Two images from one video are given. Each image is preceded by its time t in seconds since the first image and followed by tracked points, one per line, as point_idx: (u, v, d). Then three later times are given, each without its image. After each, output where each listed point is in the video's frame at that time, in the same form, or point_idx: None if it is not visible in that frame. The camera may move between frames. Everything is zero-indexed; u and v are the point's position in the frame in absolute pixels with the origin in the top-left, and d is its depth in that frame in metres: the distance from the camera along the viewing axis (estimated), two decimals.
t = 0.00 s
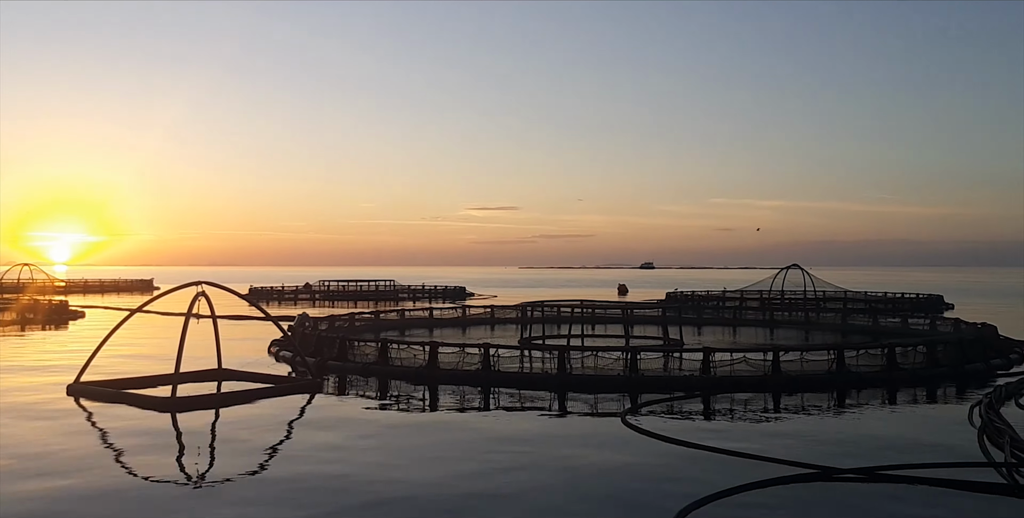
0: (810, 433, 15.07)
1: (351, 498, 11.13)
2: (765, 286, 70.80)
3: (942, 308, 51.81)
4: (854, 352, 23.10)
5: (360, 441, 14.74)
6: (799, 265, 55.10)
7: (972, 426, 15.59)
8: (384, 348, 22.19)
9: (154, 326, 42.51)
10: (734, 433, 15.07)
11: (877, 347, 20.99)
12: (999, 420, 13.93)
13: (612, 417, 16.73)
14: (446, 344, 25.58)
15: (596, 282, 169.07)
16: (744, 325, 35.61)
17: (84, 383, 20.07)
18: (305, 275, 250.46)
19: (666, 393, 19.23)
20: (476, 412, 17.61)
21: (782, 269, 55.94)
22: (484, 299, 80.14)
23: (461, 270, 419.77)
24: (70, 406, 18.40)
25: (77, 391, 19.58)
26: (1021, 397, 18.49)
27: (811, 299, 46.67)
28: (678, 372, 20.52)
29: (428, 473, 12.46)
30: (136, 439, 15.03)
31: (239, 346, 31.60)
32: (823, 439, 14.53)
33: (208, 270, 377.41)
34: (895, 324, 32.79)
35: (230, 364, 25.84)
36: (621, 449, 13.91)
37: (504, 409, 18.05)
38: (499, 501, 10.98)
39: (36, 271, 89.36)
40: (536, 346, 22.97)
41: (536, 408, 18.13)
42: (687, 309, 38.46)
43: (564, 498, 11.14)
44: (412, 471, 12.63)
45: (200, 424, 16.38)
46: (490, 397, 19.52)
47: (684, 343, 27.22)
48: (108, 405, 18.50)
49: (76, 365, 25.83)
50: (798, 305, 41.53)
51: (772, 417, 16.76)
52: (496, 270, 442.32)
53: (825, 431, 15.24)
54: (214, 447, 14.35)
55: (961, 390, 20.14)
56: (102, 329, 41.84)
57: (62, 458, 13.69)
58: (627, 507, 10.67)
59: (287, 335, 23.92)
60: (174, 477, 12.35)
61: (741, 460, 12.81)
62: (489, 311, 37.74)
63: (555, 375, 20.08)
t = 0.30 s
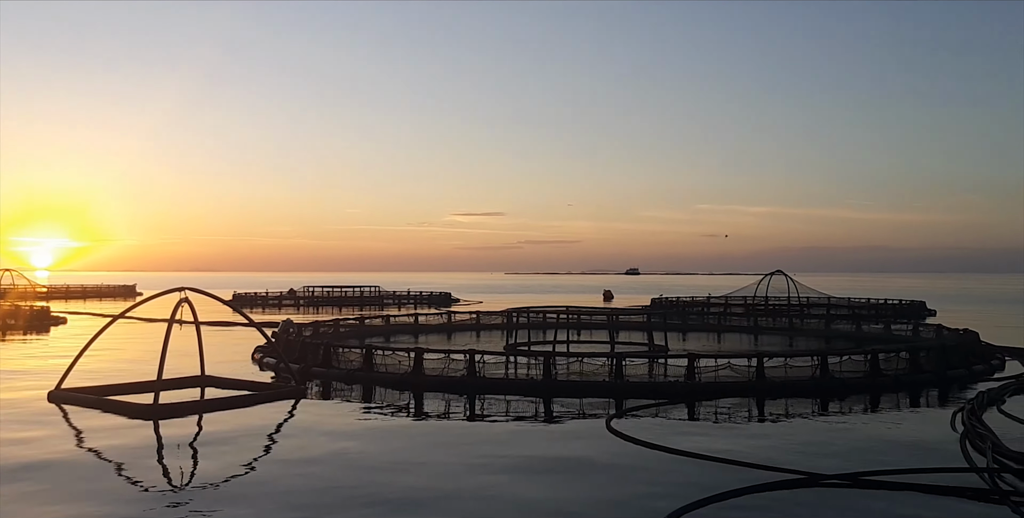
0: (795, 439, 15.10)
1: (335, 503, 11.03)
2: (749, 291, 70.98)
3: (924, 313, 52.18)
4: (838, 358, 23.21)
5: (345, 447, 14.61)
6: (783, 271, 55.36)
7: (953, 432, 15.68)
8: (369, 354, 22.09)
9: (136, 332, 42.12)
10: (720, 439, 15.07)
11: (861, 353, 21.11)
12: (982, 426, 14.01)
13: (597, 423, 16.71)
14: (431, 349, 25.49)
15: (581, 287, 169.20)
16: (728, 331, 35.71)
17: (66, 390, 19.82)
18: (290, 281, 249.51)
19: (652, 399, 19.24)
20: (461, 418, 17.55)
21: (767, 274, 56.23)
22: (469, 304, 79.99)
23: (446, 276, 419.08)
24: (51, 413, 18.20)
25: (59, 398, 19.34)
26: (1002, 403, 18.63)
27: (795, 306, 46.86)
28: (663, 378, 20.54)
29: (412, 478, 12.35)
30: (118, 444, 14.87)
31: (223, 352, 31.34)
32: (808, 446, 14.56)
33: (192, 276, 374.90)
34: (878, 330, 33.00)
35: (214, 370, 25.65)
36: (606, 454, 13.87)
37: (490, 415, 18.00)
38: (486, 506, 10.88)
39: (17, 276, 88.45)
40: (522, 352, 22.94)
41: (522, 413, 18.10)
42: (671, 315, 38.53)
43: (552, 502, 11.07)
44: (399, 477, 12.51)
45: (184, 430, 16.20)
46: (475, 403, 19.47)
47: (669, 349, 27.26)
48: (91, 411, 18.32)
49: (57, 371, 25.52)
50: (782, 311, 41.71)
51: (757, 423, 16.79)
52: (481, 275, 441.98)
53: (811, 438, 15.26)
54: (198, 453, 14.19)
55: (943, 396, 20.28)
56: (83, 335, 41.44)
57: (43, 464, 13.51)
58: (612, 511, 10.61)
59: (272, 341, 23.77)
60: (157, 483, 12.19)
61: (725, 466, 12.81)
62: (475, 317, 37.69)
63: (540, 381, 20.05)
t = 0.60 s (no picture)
0: (781, 446, 15.11)
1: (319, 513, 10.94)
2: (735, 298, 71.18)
3: (908, 320, 52.52)
4: (823, 365, 23.28)
5: (330, 457, 14.49)
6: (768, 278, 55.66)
7: (937, 439, 15.76)
8: (355, 362, 21.97)
9: (120, 339, 41.77)
10: (706, 446, 15.06)
11: (845, 360, 21.22)
12: (965, 433, 14.07)
13: (583, 430, 16.67)
14: (417, 357, 25.39)
15: (567, 294, 169.53)
16: (714, 338, 35.78)
17: (48, 398, 19.60)
18: (275, 288, 248.07)
19: (638, 406, 19.23)
20: (447, 425, 17.47)
21: (752, 281, 56.46)
22: (455, 311, 79.91)
23: (432, 282, 418.57)
24: (32, 421, 17.97)
25: (41, 406, 19.12)
26: (985, 409, 18.77)
27: (780, 312, 47.05)
28: (649, 385, 20.54)
29: (397, 488, 12.27)
30: (100, 453, 14.69)
31: (207, 360, 31.11)
32: (793, 453, 14.59)
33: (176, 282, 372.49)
34: (862, 338, 33.19)
35: (198, 378, 25.44)
36: (592, 462, 13.84)
37: (476, 422, 17.93)
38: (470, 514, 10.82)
39: None
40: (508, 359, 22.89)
41: (508, 420, 18.04)
42: (657, 322, 38.60)
43: (536, 511, 11.00)
44: (383, 486, 12.41)
45: (167, 438, 16.04)
46: (461, 410, 19.39)
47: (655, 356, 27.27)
48: (73, 419, 18.11)
49: (39, 379, 25.26)
50: (767, 318, 41.85)
51: (743, 429, 16.80)
52: (468, 282, 441.73)
53: (795, 445, 15.28)
54: (181, 461, 14.06)
55: (927, 402, 20.38)
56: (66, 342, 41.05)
57: (23, 472, 13.32)
58: None
59: (256, 349, 23.61)
60: (139, 491, 12.07)
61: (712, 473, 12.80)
62: (461, 324, 37.61)
63: (526, 388, 20.00)
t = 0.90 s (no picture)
0: (776, 448, 15.13)
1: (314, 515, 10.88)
2: (732, 300, 71.33)
3: (904, 322, 52.63)
4: (819, 367, 23.31)
5: (325, 458, 14.51)
6: (764, 280, 55.84)
7: (931, 441, 15.80)
8: (351, 364, 21.93)
9: (116, 341, 41.68)
10: (701, 448, 15.06)
11: (841, 362, 21.23)
12: (960, 435, 14.11)
13: (579, 432, 16.64)
14: (414, 359, 25.39)
15: (564, 296, 169.48)
16: (711, 340, 35.81)
17: (43, 400, 19.57)
18: (272, 289, 247.89)
19: (634, 408, 19.22)
20: (444, 427, 17.43)
21: (748, 283, 56.48)
22: (451, 313, 79.82)
23: (429, 284, 418.15)
24: (26, 424, 17.89)
25: (36, 409, 19.11)
26: (981, 411, 18.80)
27: (777, 314, 47.09)
28: (646, 387, 20.53)
29: (392, 490, 12.21)
30: (94, 455, 14.62)
31: (203, 362, 31.06)
32: (789, 455, 14.58)
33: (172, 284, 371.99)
34: (858, 339, 33.23)
35: (193, 381, 25.37)
36: (588, 464, 13.81)
37: (472, 423, 17.89)
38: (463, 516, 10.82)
39: None
40: (505, 361, 22.89)
41: (504, 421, 18.00)
42: (654, 324, 38.63)
43: (531, 512, 11.00)
44: (378, 487, 12.42)
45: (162, 440, 16.04)
46: (457, 412, 19.38)
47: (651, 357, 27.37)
48: (68, 422, 18.04)
49: (35, 381, 25.21)
50: (764, 320, 41.87)
51: (739, 431, 16.81)
52: (465, 284, 441.46)
53: (791, 447, 15.30)
54: (176, 463, 14.07)
55: (923, 404, 20.40)
56: (62, 344, 40.99)
57: (16, 475, 13.25)
58: None
59: (252, 351, 23.56)
60: (133, 493, 12.08)
61: (707, 475, 12.78)
62: (457, 326, 37.60)
63: (523, 390, 20.00)
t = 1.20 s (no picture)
0: (777, 452, 15.11)
1: None
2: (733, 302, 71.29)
3: (905, 324, 52.57)
4: (820, 370, 23.28)
5: (326, 461, 14.50)
6: (765, 283, 55.89)
7: (932, 444, 15.78)
8: (351, 367, 21.91)
9: (117, 345, 41.66)
10: (703, 452, 15.03)
11: (842, 365, 21.21)
12: (961, 438, 14.08)
13: (580, 436, 16.62)
14: (414, 362, 25.37)
15: (565, 299, 169.52)
16: (711, 343, 35.79)
17: (44, 405, 19.55)
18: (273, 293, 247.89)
19: (635, 412, 19.19)
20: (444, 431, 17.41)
21: (748, 286, 56.44)
22: (453, 316, 79.80)
23: (429, 288, 418.06)
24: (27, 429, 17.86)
25: (36, 414, 19.08)
26: (981, 413, 18.80)
27: (778, 317, 47.07)
28: (646, 390, 20.50)
29: (392, 493, 12.18)
30: (94, 460, 14.59)
31: (204, 366, 31.05)
32: (789, 458, 14.56)
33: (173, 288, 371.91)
34: (858, 343, 33.22)
35: (194, 385, 25.37)
36: (588, 467, 13.79)
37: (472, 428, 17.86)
38: None
39: None
40: (506, 364, 22.86)
41: (505, 425, 17.97)
42: (655, 327, 38.62)
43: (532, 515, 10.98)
44: (378, 490, 12.41)
45: (162, 444, 16.04)
46: (458, 416, 19.37)
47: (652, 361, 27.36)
48: (69, 427, 18.02)
49: (36, 385, 25.20)
50: (765, 322, 41.85)
51: (740, 435, 16.79)
52: (465, 288, 441.31)
53: (791, 450, 15.27)
54: (176, 467, 14.07)
55: (924, 406, 20.38)
56: (63, 348, 40.97)
57: (15, 481, 13.19)
58: None
59: (253, 355, 23.55)
60: (134, 497, 12.08)
61: (707, 478, 12.75)
62: (458, 329, 37.60)
63: (524, 393, 19.98)
